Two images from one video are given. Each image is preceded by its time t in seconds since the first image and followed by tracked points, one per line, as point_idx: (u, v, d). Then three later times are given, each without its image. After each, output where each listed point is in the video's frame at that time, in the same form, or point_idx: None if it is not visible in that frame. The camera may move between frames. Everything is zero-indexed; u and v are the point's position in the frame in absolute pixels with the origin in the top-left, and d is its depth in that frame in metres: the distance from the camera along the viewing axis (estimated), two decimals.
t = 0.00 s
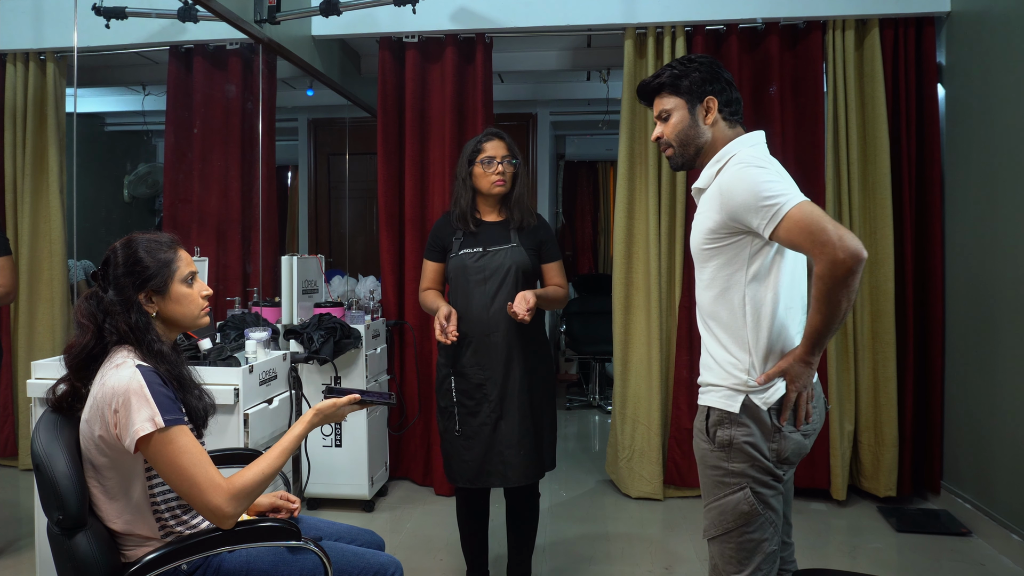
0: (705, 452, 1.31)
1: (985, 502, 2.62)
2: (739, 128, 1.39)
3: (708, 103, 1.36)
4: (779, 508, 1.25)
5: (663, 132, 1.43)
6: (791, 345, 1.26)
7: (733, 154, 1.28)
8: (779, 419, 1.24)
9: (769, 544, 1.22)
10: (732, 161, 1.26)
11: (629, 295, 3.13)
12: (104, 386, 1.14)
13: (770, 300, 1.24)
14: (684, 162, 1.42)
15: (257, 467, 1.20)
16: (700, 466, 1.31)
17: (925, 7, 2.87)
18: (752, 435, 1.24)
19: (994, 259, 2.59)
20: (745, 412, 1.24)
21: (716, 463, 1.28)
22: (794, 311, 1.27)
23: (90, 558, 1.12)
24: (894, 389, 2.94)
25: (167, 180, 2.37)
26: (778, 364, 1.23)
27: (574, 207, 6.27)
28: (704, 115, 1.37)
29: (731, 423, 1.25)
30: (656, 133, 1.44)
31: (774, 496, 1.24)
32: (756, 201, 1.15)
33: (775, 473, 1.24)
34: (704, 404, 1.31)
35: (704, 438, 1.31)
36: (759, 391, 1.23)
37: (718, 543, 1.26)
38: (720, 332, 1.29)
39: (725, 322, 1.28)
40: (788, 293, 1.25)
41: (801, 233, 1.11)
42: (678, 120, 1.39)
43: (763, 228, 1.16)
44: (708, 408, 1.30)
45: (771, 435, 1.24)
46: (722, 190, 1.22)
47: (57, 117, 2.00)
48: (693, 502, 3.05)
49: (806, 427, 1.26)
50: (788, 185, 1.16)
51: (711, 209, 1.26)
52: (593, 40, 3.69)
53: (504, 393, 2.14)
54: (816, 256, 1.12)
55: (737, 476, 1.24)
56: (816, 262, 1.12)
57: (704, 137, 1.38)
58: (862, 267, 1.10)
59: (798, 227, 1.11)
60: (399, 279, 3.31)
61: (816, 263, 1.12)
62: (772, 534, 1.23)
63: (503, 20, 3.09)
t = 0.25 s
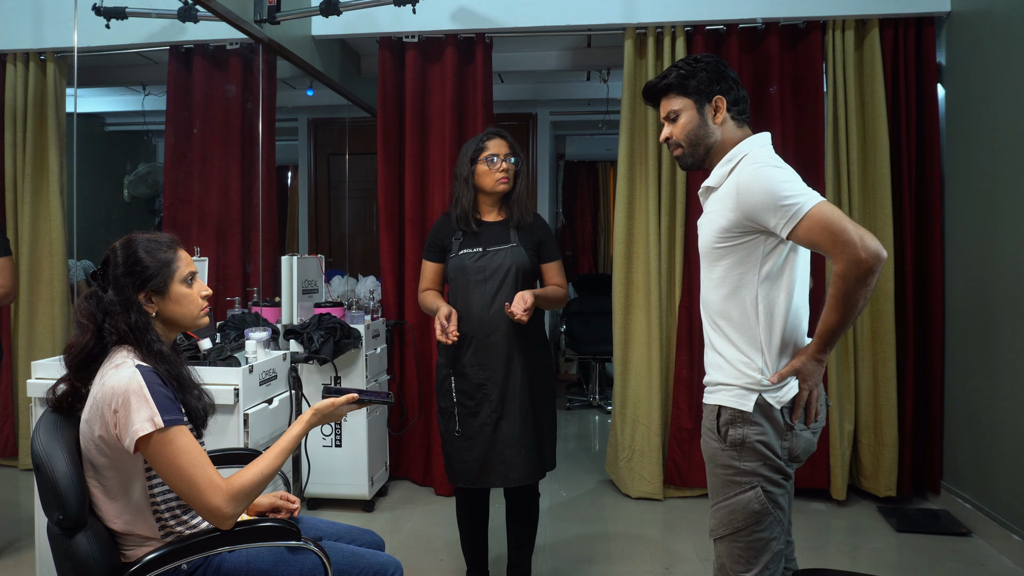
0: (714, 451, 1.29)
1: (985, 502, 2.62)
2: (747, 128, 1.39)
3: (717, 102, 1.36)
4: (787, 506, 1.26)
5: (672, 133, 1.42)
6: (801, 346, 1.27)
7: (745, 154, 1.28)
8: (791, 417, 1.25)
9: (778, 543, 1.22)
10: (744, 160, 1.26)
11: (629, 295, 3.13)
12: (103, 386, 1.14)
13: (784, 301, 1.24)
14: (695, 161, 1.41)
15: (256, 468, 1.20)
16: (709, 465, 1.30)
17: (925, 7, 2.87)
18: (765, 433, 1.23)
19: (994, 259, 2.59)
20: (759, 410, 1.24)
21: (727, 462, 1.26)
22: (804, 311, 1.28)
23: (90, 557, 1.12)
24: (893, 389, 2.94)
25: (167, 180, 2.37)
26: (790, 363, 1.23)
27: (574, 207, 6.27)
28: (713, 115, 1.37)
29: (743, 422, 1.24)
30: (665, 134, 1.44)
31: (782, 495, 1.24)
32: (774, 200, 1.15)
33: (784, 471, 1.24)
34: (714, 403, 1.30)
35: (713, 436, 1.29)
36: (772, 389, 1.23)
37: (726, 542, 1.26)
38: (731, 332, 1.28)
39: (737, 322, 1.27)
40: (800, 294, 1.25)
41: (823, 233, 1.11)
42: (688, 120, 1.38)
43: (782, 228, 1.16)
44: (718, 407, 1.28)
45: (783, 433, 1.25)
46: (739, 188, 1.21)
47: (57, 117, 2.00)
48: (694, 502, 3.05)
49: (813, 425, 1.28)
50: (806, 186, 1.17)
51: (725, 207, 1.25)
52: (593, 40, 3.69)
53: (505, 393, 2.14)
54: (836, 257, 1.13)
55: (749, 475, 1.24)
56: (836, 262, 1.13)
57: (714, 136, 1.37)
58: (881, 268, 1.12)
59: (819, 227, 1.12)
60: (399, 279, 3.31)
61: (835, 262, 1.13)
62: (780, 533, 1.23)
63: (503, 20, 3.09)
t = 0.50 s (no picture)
0: (721, 450, 1.29)
1: (985, 502, 2.62)
2: (750, 128, 1.39)
3: (720, 103, 1.36)
4: (791, 507, 1.26)
5: (675, 135, 1.42)
6: (808, 346, 1.28)
7: (752, 154, 1.28)
8: (799, 417, 1.25)
9: (782, 544, 1.22)
10: (753, 161, 1.26)
11: (629, 295, 3.13)
12: (103, 386, 1.14)
13: (793, 301, 1.24)
14: (700, 163, 1.41)
15: (256, 469, 1.20)
16: (716, 464, 1.29)
17: (925, 7, 2.87)
18: (773, 433, 1.23)
19: (994, 259, 2.59)
20: (767, 410, 1.23)
21: (734, 462, 1.26)
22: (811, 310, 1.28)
23: (90, 557, 1.12)
24: (894, 390, 2.94)
25: (167, 180, 2.37)
26: (798, 362, 1.24)
27: (574, 207, 6.27)
28: (716, 116, 1.37)
29: (752, 422, 1.24)
30: (668, 136, 1.44)
31: (787, 495, 1.25)
32: (788, 200, 1.15)
33: (790, 471, 1.25)
34: (722, 402, 1.29)
35: (720, 436, 1.29)
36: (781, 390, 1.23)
37: (731, 542, 1.26)
38: (739, 332, 1.27)
39: (746, 322, 1.26)
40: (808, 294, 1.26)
41: (837, 234, 1.12)
42: (691, 122, 1.38)
43: (795, 229, 1.16)
44: (726, 406, 1.27)
45: (790, 433, 1.25)
46: (751, 188, 1.21)
47: (57, 117, 2.00)
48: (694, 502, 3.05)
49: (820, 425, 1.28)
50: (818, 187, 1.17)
51: (736, 206, 1.24)
52: (593, 40, 3.69)
53: (506, 393, 2.14)
54: (849, 258, 1.13)
55: (756, 475, 1.23)
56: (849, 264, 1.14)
57: (718, 137, 1.37)
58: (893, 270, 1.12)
59: (834, 228, 1.12)
60: (399, 279, 3.31)
61: (848, 263, 1.14)
62: (784, 533, 1.23)
63: (503, 20, 3.09)
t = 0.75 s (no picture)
0: (725, 451, 1.28)
1: (985, 502, 2.62)
2: (749, 129, 1.39)
3: (718, 104, 1.36)
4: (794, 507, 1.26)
5: (674, 137, 1.41)
6: (810, 346, 1.28)
7: (755, 155, 1.28)
8: (804, 417, 1.25)
9: (784, 544, 1.22)
10: (758, 162, 1.25)
11: (629, 295, 3.13)
12: (102, 386, 1.14)
13: (799, 302, 1.24)
14: (700, 164, 1.40)
15: (256, 468, 1.19)
16: (720, 464, 1.28)
17: (925, 7, 2.87)
18: (778, 434, 1.23)
19: (994, 259, 2.59)
20: (773, 410, 1.23)
21: (739, 462, 1.25)
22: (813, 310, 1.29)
23: (90, 557, 1.12)
24: (894, 390, 2.94)
25: (167, 180, 2.37)
26: (804, 362, 1.24)
27: (574, 207, 6.27)
28: (715, 117, 1.37)
29: (757, 422, 1.23)
30: (667, 138, 1.43)
31: (791, 496, 1.24)
32: (796, 201, 1.15)
33: (794, 471, 1.24)
34: (727, 402, 1.27)
35: (724, 436, 1.27)
36: (787, 390, 1.23)
37: (734, 542, 1.25)
38: (745, 334, 1.26)
39: (751, 323, 1.26)
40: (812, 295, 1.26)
41: (847, 235, 1.12)
42: (690, 124, 1.38)
43: (803, 229, 1.16)
44: (731, 407, 1.26)
45: (795, 433, 1.25)
46: (758, 188, 1.20)
47: (57, 117, 2.00)
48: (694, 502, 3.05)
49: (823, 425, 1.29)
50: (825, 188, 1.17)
51: (742, 206, 1.24)
52: (593, 40, 3.69)
53: (508, 392, 2.13)
54: (858, 259, 1.13)
55: (761, 476, 1.23)
56: (858, 265, 1.14)
57: (717, 138, 1.37)
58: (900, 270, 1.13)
59: (843, 228, 1.12)
60: (399, 279, 3.30)
61: (856, 262, 1.14)
62: (787, 534, 1.23)
63: (504, 20, 3.08)
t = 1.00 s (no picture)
0: (726, 452, 1.27)
1: (985, 502, 2.62)
2: (745, 129, 1.39)
3: (714, 106, 1.36)
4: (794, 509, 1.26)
5: (670, 140, 1.41)
6: (811, 346, 1.28)
7: (754, 155, 1.28)
8: (804, 418, 1.25)
9: (784, 546, 1.22)
10: (757, 162, 1.26)
11: (629, 295, 3.13)
12: (102, 386, 1.14)
13: (800, 302, 1.24)
14: (698, 167, 1.40)
15: (257, 468, 1.20)
16: (720, 465, 1.28)
17: (925, 7, 2.87)
18: (779, 434, 1.23)
19: (994, 259, 2.59)
20: (774, 411, 1.23)
21: (739, 463, 1.25)
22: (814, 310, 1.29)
23: (90, 557, 1.12)
24: (894, 389, 2.94)
25: (167, 180, 2.37)
26: (804, 362, 1.24)
27: (574, 207, 6.27)
28: (712, 119, 1.37)
29: (758, 423, 1.23)
30: (663, 142, 1.43)
31: (791, 497, 1.25)
32: (796, 201, 1.15)
33: (795, 472, 1.25)
34: (727, 403, 1.27)
35: (725, 437, 1.27)
36: (787, 391, 1.23)
37: (733, 544, 1.25)
38: (746, 335, 1.26)
39: (752, 324, 1.25)
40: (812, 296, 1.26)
41: (848, 235, 1.12)
42: (686, 127, 1.38)
43: (803, 229, 1.16)
44: (731, 408, 1.26)
45: (796, 433, 1.25)
46: (758, 189, 1.20)
47: (57, 117, 2.00)
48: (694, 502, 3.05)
49: (823, 425, 1.29)
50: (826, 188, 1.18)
51: (741, 207, 1.24)
52: (593, 41, 3.69)
53: (508, 392, 2.14)
54: (860, 258, 1.14)
55: (761, 477, 1.23)
56: (860, 264, 1.14)
57: (715, 140, 1.37)
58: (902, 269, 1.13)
59: (844, 228, 1.12)
60: (399, 279, 3.30)
61: (858, 262, 1.14)
62: (787, 535, 1.23)
63: (504, 20, 3.08)
